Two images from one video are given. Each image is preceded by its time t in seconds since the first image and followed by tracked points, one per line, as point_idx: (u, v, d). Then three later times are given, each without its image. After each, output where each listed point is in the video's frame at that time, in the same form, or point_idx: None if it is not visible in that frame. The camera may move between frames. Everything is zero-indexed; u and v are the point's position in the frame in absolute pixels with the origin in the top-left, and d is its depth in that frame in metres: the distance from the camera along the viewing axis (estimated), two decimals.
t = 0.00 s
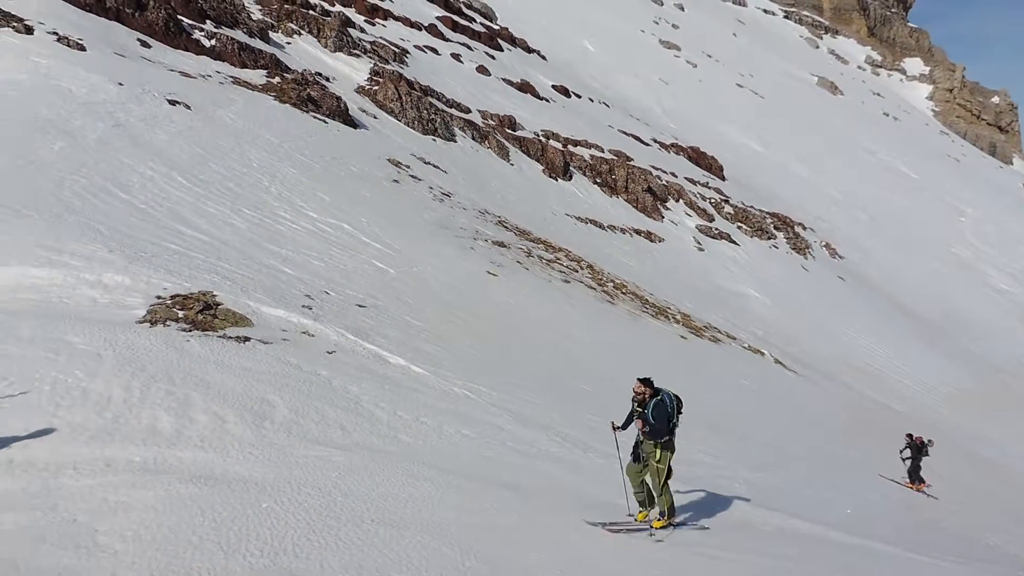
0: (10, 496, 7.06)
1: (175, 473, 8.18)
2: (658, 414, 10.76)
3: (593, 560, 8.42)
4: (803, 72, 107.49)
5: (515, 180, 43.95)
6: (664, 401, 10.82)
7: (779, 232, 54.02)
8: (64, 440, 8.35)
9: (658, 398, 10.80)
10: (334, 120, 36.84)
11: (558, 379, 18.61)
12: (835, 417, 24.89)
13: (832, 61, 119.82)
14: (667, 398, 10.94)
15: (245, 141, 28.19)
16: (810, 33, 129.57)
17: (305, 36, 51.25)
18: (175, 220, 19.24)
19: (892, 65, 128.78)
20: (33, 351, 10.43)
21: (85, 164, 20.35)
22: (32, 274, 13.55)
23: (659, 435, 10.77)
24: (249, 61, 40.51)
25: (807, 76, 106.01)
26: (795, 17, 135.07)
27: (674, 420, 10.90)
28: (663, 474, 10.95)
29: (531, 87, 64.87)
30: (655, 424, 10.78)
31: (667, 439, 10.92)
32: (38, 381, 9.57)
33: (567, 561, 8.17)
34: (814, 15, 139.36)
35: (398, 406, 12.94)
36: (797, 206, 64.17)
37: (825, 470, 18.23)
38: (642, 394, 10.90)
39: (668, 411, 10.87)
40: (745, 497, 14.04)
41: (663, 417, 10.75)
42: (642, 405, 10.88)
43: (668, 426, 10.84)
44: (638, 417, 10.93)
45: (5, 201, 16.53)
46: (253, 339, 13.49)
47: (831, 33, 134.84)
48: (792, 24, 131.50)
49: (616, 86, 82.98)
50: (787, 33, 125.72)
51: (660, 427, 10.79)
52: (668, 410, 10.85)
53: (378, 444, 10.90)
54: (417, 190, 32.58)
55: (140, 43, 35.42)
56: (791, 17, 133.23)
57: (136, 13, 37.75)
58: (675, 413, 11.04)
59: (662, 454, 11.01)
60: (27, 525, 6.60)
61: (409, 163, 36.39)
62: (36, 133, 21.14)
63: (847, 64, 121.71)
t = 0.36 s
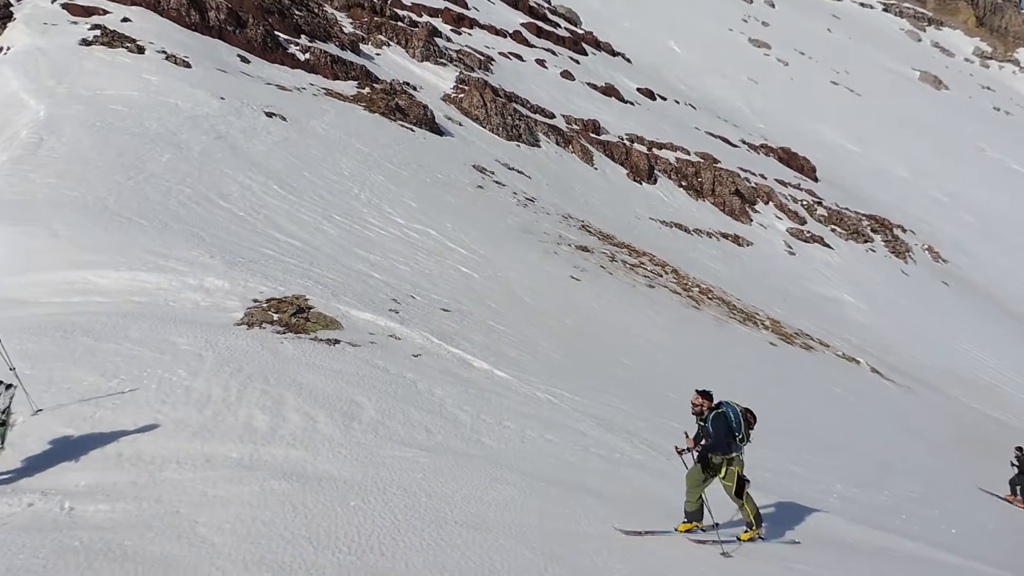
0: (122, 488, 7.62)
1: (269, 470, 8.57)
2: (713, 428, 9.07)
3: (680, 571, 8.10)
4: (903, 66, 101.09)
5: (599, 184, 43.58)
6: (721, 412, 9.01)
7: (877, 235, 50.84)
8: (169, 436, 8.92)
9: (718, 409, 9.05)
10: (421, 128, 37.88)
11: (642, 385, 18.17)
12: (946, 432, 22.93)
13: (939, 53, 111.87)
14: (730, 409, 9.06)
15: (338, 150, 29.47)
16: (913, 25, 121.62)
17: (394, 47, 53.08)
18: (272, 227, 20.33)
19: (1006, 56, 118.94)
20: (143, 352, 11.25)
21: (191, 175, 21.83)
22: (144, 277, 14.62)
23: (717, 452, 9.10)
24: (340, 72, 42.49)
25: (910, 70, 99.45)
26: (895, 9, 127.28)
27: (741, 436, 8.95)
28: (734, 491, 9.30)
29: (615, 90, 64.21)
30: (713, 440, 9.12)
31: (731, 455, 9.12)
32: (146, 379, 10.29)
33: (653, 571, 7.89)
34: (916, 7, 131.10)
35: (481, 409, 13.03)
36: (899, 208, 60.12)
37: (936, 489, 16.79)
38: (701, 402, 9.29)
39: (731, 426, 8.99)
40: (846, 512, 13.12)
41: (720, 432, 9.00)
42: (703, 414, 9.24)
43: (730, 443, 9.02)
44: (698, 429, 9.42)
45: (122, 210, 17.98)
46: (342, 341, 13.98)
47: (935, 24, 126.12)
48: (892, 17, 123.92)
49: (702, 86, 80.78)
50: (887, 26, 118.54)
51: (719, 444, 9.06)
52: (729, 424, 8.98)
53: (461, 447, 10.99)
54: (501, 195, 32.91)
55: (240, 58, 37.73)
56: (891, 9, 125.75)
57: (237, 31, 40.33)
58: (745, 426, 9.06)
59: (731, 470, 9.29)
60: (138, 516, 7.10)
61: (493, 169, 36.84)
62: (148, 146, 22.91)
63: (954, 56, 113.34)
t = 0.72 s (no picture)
0: (186, 483, 7.93)
1: (326, 470, 8.76)
2: (750, 421, 8.56)
3: None
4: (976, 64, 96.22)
5: (654, 188, 43.00)
6: (760, 405, 8.60)
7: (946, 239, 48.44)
8: (230, 434, 9.23)
9: (757, 403, 8.62)
10: (476, 132, 38.21)
11: (697, 392, 17.75)
12: None
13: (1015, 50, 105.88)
14: (770, 405, 8.63)
15: (395, 155, 30.03)
16: (988, 21, 115.50)
17: (450, 52, 53.81)
18: (330, 231, 20.88)
19: None
20: (207, 351, 11.69)
21: (253, 180, 22.64)
22: (208, 279, 15.22)
23: (751, 448, 8.57)
24: (397, 78, 43.39)
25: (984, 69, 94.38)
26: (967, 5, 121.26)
27: (779, 434, 8.46)
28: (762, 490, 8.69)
29: (671, 93, 63.26)
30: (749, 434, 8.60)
31: (765, 455, 8.57)
32: (209, 378, 10.68)
33: None
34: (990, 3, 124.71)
35: (534, 413, 12.97)
36: (972, 213, 57.10)
37: (1015, 510, 15.73)
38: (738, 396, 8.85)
39: (769, 421, 8.53)
40: (915, 529, 12.41)
41: (757, 426, 8.50)
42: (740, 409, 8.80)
43: (766, 440, 8.50)
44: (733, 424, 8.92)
45: (189, 214, 18.77)
46: (397, 344, 14.19)
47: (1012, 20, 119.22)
48: (964, 13, 118.10)
49: (762, 87, 78.75)
50: (958, 22, 113.02)
51: (754, 439, 8.54)
52: (767, 419, 8.51)
53: (513, 451, 10.98)
54: (555, 199, 32.82)
55: (301, 66, 38.97)
56: (962, 5, 119.93)
57: (297, 38, 41.68)
58: (785, 426, 8.57)
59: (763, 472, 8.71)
60: (201, 510, 7.38)
61: (548, 173, 36.80)
62: (213, 152, 23.89)
63: None
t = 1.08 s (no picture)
0: (253, 480, 8.22)
1: (387, 471, 8.91)
2: (801, 433, 7.65)
3: None
4: None
5: (719, 192, 42.04)
6: (813, 417, 7.67)
7: None
8: (295, 433, 9.52)
9: (809, 415, 7.70)
10: (537, 138, 38.35)
11: (763, 401, 17.13)
12: None
13: None
14: (823, 417, 7.73)
15: (458, 160, 30.46)
16: None
17: (512, 58, 54.19)
18: (393, 235, 21.33)
19: None
20: (276, 352, 12.15)
21: (320, 186, 23.39)
22: (277, 282, 15.78)
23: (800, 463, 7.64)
24: (460, 85, 44.02)
25: None
26: None
27: (833, 450, 7.54)
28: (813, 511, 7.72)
29: (737, 95, 61.76)
30: (800, 448, 7.67)
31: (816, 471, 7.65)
32: (276, 378, 11.08)
33: None
34: None
35: (594, 419, 12.83)
36: None
37: None
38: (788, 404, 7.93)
39: (823, 435, 7.60)
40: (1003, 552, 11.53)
41: (809, 440, 7.58)
42: (789, 421, 7.87)
43: (819, 456, 7.57)
44: (780, 435, 8.02)
45: (259, 219, 19.54)
46: (457, 347, 14.32)
47: None
48: None
49: (834, 88, 75.94)
50: None
51: (806, 454, 7.63)
52: (821, 433, 7.60)
53: (573, 456, 10.87)
54: (616, 204, 32.51)
55: (367, 74, 40.10)
56: None
57: (364, 48, 42.90)
58: (839, 440, 7.65)
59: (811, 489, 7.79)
60: (267, 508, 7.64)
61: (609, 177, 36.49)
62: (283, 159, 24.82)
63: None
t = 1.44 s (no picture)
0: (313, 478, 8.44)
1: (443, 471, 9.01)
2: (841, 451, 7.42)
3: None
4: None
5: (780, 193, 41.00)
6: (850, 431, 7.44)
7: None
8: (352, 432, 9.71)
9: (846, 430, 7.46)
10: (594, 140, 38.20)
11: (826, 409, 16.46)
12: None
13: None
14: (862, 426, 7.47)
15: (514, 163, 30.59)
16: None
17: (569, 60, 54.05)
18: (450, 238, 21.60)
19: None
20: (336, 353, 12.47)
21: (379, 190, 23.88)
22: (337, 284, 16.20)
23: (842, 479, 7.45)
24: (516, 88, 44.25)
25: None
26: None
27: (875, 460, 7.31)
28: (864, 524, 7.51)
29: (800, 95, 60.04)
30: (840, 465, 7.48)
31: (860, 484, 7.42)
32: (336, 379, 11.34)
33: None
34: None
35: (650, 424, 12.57)
36: None
37: None
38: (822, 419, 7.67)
39: (863, 447, 7.36)
40: None
41: (848, 457, 7.37)
42: (828, 436, 7.62)
43: (861, 470, 7.35)
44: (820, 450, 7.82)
45: (320, 222, 20.11)
46: (513, 350, 14.34)
47: None
48: None
49: (903, 89, 73.25)
50: None
51: (847, 470, 7.41)
52: (861, 446, 7.36)
53: (629, 461, 10.70)
54: (674, 206, 31.95)
55: (425, 79, 40.77)
56: None
57: (422, 53, 43.64)
58: (881, 447, 7.38)
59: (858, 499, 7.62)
60: (324, 505, 7.83)
61: (667, 179, 35.89)
62: (343, 163, 25.49)
63: None
